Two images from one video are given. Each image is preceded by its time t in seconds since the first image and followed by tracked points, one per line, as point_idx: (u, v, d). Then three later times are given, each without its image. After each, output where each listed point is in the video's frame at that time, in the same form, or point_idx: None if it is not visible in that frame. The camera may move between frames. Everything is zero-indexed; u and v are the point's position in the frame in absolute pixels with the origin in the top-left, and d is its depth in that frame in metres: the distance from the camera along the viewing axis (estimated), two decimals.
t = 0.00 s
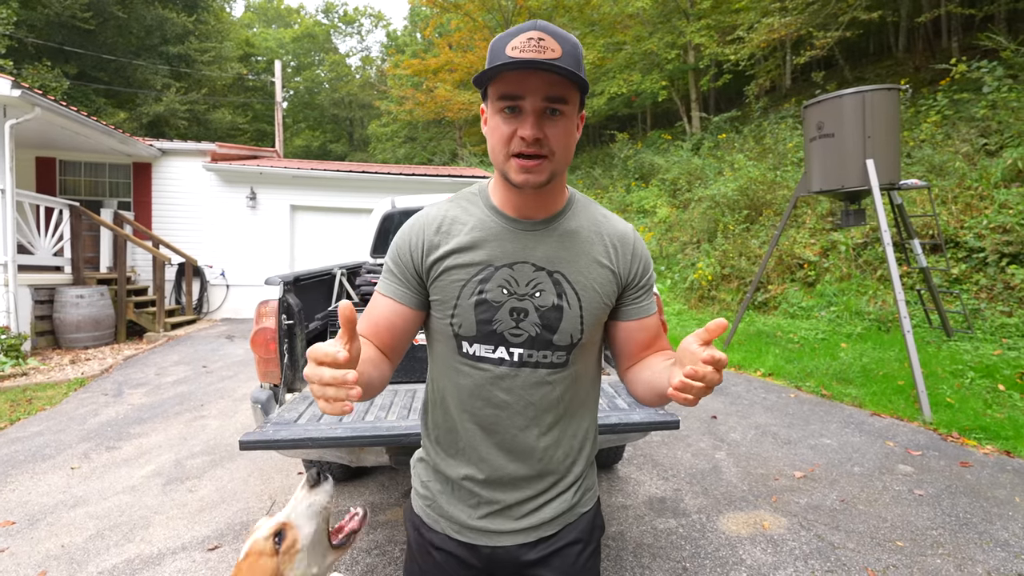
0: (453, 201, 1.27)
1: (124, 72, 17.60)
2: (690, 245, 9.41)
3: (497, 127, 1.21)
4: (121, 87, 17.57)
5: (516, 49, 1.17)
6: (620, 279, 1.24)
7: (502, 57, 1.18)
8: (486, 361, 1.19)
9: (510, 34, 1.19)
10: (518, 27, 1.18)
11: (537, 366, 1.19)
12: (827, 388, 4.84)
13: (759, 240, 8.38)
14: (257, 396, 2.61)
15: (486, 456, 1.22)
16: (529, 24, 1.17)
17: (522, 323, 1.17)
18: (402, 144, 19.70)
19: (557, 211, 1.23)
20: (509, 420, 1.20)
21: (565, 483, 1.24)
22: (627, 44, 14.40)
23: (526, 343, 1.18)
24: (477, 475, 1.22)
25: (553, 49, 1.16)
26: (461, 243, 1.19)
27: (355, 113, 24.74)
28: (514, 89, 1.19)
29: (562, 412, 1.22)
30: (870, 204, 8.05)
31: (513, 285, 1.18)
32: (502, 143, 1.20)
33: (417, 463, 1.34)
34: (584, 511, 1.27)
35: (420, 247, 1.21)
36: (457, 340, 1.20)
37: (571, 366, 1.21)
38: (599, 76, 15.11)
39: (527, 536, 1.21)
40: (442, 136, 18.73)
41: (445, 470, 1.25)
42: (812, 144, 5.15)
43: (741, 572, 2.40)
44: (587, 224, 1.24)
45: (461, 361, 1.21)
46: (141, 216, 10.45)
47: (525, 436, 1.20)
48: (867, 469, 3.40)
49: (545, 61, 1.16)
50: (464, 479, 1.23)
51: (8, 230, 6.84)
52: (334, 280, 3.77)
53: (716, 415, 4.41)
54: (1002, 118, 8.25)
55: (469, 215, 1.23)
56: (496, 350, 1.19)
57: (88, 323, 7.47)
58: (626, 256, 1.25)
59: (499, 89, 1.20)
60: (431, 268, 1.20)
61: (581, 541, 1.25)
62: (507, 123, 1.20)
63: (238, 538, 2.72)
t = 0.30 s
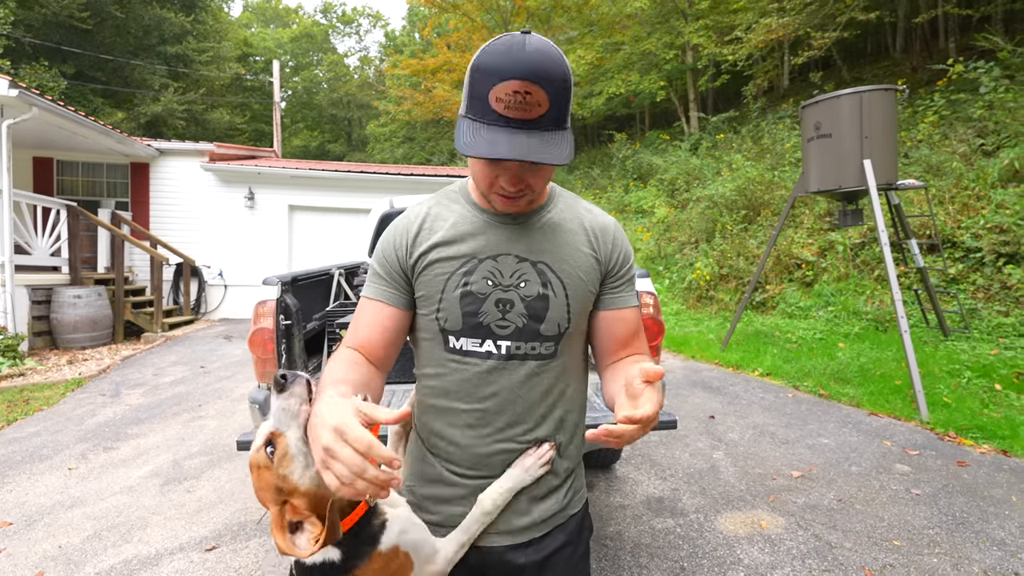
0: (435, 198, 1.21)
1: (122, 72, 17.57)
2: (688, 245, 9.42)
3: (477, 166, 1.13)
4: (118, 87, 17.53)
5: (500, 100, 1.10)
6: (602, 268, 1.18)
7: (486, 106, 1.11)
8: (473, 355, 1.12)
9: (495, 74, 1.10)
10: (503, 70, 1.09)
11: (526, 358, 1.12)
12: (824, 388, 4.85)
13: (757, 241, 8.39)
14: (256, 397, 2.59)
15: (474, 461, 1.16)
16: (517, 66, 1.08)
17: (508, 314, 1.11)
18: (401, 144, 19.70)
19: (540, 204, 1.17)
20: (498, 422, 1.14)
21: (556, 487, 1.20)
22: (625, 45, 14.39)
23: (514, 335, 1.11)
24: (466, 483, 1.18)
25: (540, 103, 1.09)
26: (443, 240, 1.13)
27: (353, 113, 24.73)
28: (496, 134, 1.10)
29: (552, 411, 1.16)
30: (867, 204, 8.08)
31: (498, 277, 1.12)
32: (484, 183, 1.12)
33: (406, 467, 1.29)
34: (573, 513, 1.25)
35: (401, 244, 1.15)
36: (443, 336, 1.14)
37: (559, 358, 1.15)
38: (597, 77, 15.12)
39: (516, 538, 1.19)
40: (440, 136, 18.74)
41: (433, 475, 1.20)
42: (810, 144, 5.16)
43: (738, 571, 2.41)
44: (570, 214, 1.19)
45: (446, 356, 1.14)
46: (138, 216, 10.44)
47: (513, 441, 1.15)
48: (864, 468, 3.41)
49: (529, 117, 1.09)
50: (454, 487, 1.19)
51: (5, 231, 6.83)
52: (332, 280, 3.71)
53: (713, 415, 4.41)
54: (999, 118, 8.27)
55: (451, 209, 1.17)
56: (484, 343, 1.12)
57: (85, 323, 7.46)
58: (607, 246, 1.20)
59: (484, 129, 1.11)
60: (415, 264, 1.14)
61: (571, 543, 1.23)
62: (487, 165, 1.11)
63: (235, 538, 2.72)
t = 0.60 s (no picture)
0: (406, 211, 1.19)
1: (120, 72, 17.56)
2: (687, 245, 9.44)
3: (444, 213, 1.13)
4: (117, 87, 17.51)
5: (456, 140, 1.09)
6: (579, 267, 1.15)
7: (442, 146, 1.11)
8: (456, 369, 1.13)
9: (447, 111, 1.07)
10: (455, 109, 1.07)
11: (509, 368, 1.13)
12: (823, 388, 4.85)
13: (755, 241, 8.41)
14: (253, 397, 2.62)
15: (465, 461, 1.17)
16: (468, 108, 1.06)
17: (487, 327, 1.10)
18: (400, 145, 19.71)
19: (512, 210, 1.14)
20: (487, 426, 1.16)
21: (547, 483, 1.20)
22: (623, 45, 14.40)
23: (494, 347, 1.11)
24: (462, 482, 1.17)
25: (497, 141, 1.08)
26: (414, 261, 1.12)
27: (352, 114, 24.71)
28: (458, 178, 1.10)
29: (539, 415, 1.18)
30: (865, 204, 8.09)
31: (474, 290, 1.11)
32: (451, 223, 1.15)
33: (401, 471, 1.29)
34: (569, 512, 1.23)
35: (374, 264, 1.15)
36: (425, 351, 1.14)
37: (542, 363, 1.15)
38: (596, 77, 15.14)
39: (512, 536, 1.16)
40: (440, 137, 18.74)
41: (425, 473, 1.21)
42: (808, 144, 5.17)
43: (737, 571, 2.42)
44: (544, 216, 1.15)
45: (431, 371, 1.15)
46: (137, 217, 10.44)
47: (504, 440, 1.16)
48: (863, 468, 3.42)
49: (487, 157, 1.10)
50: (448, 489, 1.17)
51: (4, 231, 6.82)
52: (331, 281, 3.72)
53: (712, 415, 4.42)
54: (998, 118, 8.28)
55: (422, 224, 1.15)
56: (465, 357, 1.12)
57: (84, 324, 7.45)
58: (583, 243, 1.16)
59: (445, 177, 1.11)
60: (391, 284, 1.14)
61: (566, 541, 1.22)
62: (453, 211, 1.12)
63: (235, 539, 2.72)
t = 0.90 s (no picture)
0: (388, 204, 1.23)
1: (120, 74, 17.58)
2: (686, 245, 9.44)
3: (407, 138, 1.13)
4: (117, 89, 17.53)
5: (409, 56, 1.07)
6: (559, 267, 1.13)
7: (398, 67, 1.09)
8: (428, 364, 1.14)
9: (403, 37, 1.08)
10: (409, 30, 1.08)
11: (481, 364, 1.13)
12: (823, 387, 4.85)
13: (754, 241, 8.42)
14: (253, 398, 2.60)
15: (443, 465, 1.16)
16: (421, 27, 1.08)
17: (459, 320, 1.11)
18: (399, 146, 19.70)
19: (487, 205, 1.16)
20: (462, 430, 1.16)
21: (530, 493, 1.18)
22: (622, 45, 14.40)
23: (466, 341, 1.12)
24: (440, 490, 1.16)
25: (450, 52, 1.05)
26: (388, 251, 1.15)
27: (352, 115, 24.73)
28: (417, 101, 1.10)
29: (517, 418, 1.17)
30: (865, 204, 8.10)
31: (447, 282, 1.13)
32: (414, 154, 1.13)
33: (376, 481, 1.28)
34: (551, 521, 1.21)
35: (351, 255, 1.19)
36: (398, 345, 1.17)
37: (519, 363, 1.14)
38: (595, 77, 15.14)
39: (491, 547, 1.15)
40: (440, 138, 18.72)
41: (401, 482, 1.20)
42: (807, 144, 5.17)
43: (737, 571, 2.42)
44: (522, 213, 1.16)
45: (405, 366, 1.17)
46: (137, 219, 10.46)
47: (483, 444, 1.16)
48: (863, 467, 3.42)
49: (440, 69, 1.06)
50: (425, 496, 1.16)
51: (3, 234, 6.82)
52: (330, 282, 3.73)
53: (712, 414, 4.43)
54: (996, 117, 8.29)
55: (400, 216, 1.18)
56: (437, 351, 1.13)
57: (84, 326, 7.45)
58: (565, 243, 1.15)
59: (403, 100, 1.10)
60: (366, 274, 1.17)
61: (548, 552, 1.20)
62: (416, 134, 1.11)
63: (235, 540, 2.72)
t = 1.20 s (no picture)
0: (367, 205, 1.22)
1: (120, 75, 17.58)
2: (686, 246, 9.43)
3: (389, 130, 1.14)
4: (117, 90, 17.54)
5: (397, 47, 1.07)
6: (536, 273, 1.13)
7: (384, 57, 1.09)
8: (403, 367, 1.15)
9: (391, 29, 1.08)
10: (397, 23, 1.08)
11: (455, 368, 1.12)
12: (823, 388, 4.85)
13: (754, 241, 8.42)
14: (253, 399, 2.59)
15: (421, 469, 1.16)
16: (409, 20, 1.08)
17: (433, 324, 1.11)
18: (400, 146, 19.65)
19: (467, 209, 1.16)
20: (440, 433, 1.16)
21: (509, 498, 1.18)
22: (622, 46, 14.40)
23: (440, 345, 1.12)
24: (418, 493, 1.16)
25: (437, 47, 1.06)
26: (367, 254, 1.15)
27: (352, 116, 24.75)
28: (403, 93, 1.11)
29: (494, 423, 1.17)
30: (865, 204, 8.11)
31: (422, 285, 1.13)
32: (397, 147, 1.13)
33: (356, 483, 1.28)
34: (533, 527, 1.20)
35: (330, 258, 1.19)
36: (374, 348, 1.17)
37: (494, 368, 1.13)
38: (595, 78, 15.14)
39: (468, 552, 1.14)
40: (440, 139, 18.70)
41: (378, 485, 1.20)
42: (806, 144, 5.17)
43: (737, 571, 2.42)
44: (500, 216, 1.15)
45: (380, 368, 1.17)
46: (137, 220, 10.45)
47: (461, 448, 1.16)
48: (863, 468, 3.42)
49: (428, 63, 1.07)
50: (403, 500, 1.16)
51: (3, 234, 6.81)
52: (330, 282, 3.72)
53: (712, 415, 4.43)
54: (996, 118, 8.28)
55: (377, 218, 1.18)
56: (411, 355, 1.13)
57: (84, 327, 7.45)
58: (541, 248, 1.14)
59: (388, 92, 1.11)
60: (344, 277, 1.17)
61: (531, 559, 1.19)
62: (399, 128, 1.12)
63: (235, 541, 2.72)
